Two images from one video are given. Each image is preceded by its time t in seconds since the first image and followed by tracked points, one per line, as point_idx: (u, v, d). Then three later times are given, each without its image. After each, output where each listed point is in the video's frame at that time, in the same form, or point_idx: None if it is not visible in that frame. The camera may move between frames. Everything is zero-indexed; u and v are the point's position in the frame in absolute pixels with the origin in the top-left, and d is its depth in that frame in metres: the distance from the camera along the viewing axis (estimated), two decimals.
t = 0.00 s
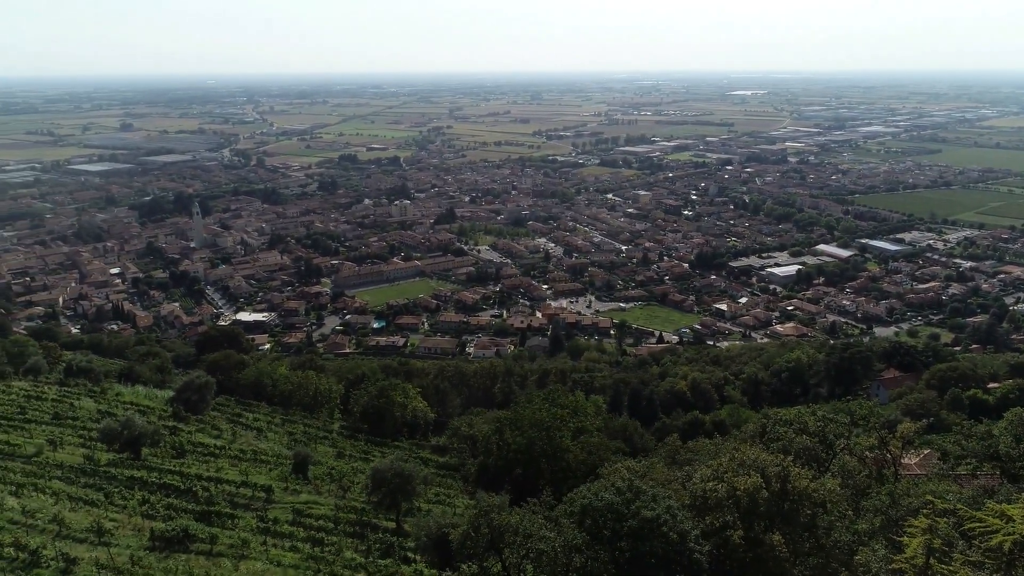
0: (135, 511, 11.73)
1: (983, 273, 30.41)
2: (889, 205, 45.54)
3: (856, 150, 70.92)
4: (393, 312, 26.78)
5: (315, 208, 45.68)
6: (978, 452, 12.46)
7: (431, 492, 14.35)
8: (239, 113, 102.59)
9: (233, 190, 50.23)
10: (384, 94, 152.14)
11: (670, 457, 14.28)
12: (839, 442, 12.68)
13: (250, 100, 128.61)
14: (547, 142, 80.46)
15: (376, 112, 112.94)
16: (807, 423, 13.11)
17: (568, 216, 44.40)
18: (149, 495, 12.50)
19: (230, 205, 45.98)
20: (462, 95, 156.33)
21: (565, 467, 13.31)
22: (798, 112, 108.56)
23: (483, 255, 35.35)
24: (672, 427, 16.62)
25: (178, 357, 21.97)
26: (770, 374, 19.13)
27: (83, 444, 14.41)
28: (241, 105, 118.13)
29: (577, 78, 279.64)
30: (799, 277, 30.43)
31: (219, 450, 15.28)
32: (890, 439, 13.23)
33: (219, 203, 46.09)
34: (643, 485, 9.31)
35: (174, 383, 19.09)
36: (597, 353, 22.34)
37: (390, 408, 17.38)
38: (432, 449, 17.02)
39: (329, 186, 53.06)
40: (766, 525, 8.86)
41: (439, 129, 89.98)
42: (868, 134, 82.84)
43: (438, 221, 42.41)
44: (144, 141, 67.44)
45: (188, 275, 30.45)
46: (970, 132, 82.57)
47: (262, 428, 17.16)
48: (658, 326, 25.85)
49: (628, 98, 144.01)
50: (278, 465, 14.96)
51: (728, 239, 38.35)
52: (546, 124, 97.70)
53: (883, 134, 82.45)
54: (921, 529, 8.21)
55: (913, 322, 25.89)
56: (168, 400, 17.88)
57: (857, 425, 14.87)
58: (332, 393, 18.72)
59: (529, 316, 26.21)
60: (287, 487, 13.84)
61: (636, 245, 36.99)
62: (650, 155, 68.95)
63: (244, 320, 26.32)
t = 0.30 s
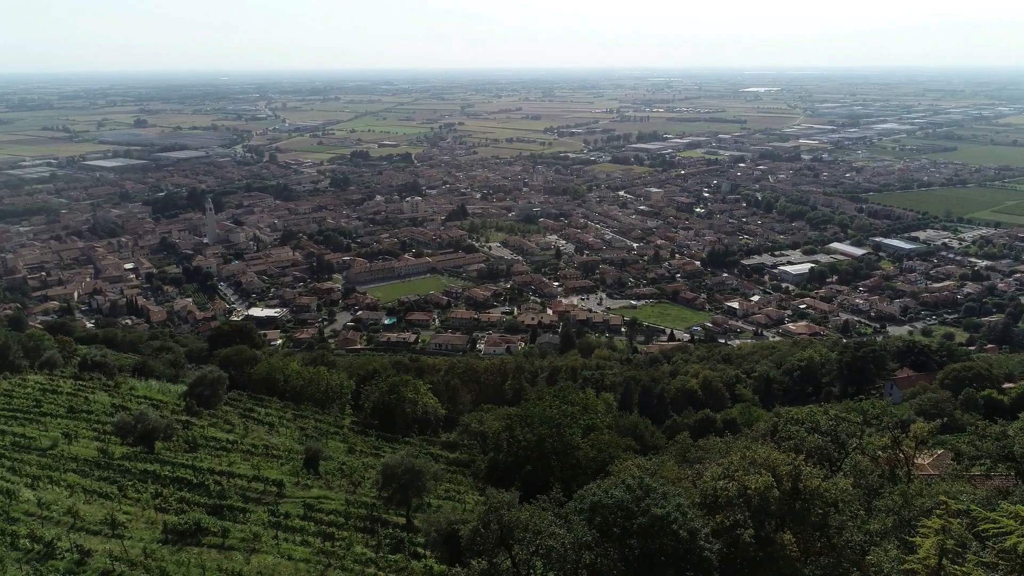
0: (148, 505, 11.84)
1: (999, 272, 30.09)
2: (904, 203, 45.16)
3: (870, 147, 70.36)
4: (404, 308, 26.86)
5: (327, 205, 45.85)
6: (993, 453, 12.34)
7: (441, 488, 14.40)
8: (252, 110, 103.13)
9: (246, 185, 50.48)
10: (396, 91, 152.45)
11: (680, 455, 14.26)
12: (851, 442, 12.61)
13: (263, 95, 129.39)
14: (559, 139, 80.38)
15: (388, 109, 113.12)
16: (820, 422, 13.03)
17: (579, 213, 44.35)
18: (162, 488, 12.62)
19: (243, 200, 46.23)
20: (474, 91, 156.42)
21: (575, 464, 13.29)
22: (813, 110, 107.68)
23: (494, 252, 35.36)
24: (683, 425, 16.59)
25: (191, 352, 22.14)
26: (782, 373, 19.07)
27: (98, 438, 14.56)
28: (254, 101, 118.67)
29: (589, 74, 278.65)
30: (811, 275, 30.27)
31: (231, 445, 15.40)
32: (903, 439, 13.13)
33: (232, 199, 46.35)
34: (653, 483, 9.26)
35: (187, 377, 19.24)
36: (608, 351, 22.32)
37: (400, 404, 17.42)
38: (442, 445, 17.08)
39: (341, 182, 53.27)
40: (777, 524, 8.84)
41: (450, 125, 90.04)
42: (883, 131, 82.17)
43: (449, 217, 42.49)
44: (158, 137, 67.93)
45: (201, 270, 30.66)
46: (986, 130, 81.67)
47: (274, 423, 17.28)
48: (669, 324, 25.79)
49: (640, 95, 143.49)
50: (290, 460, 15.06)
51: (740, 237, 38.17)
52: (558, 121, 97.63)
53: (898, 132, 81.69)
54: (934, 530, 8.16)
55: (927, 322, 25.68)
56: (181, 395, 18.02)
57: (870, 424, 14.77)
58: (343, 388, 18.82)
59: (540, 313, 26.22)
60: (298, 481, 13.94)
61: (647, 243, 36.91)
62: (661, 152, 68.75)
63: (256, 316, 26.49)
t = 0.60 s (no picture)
0: (160, 500, 11.93)
1: (1014, 273, 29.78)
2: (918, 203, 44.80)
3: (883, 147, 69.81)
4: (414, 306, 26.93)
5: (338, 202, 46.00)
6: (1007, 455, 12.22)
7: (450, 485, 14.43)
8: (265, 108, 103.67)
9: (257, 183, 50.75)
10: (407, 89, 152.78)
11: (690, 455, 14.23)
12: (863, 443, 12.52)
13: (275, 93, 130.07)
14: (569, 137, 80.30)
15: (399, 107, 113.38)
16: (831, 422, 12.93)
17: (590, 212, 44.30)
18: (174, 483, 12.71)
19: (255, 198, 46.49)
20: (485, 89, 156.47)
21: (585, 463, 13.28)
22: (826, 108, 106.97)
23: (504, 251, 35.37)
24: (694, 424, 16.55)
25: (203, 349, 22.30)
26: (793, 373, 19.00)
27: (110, 433, 14.67)
28: (265, 99, 119.36)
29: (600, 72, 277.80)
30: (823, 275, 30.10)
31: (241, 441, 15.49)
32: (916, 441, 13.01)
33: (243, 197, 46.62)
34: (662, 482, 9.21)
35: (199, 374, 19.39)
36: (618, 350, 22.30)
37: (410, 401, 17.46)
38: (452, 443, 17.10)
39: (352, 180, 53.46)
40: (787, 525, 8.79)
41: (460, 124, 90.19)
42: (897, 130, 81.51)
43: (460, 215, 42.54)
44: (171, 135, 68.41)
45: (213, 268, 30.86)
46: (1002, 129, 80.83)
47: (285, 420, 17.36)
48: (679, 323, 25.73)
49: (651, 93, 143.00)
50: (300, 456, 15.12)
51: (751, 236, 38.01)
52: (569, 120, 97.54)
53: (912, 131, 81.05)
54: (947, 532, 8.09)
55: (940, 323, 25.49)
56: (192, 391, 18.15)
57: (881, 425, 14.68)
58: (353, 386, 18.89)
59: (549, 312, 26.23)
60: (308, 478, 13.99)
61: (658, 242, 36.82)
62: (672, 151, 68.55)
63: (267, 313, 26.64)
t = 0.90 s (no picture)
0: (170, 497, 12.02)
1: None
2: (930, 203, 44.47)
3: (895, 147, 69.32)
4: (423, 305, 26.98)
5: (348, 202, 46.11)
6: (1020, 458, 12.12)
7: (459, 484, 14.46)
8: (275, 107, 104.13)
9: (267, 182, 50.96)
10: (416, 88, 153.04)
11: (699, 455, 14.19)
12: (874, 444, 12.44)
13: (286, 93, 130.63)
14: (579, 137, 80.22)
15: (409, 106, 113.57)
16: (841, 423, 12.86)
17: (599, 211, 44.23)
18: (184, 480, 12.80)
19: (265, 197, 46.69)
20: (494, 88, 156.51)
21: (593, 462, 13.26)
22: (837, 108, 106.30)
23: (513, 250, 35.38)
24: (703, 425, 16.51)
25: (213, 347, 22.44)
26: (803, 375, 18.92)
27: (121, 430, 14.78)
28: (276, 98, 119.90)
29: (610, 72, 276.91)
30: (834, 276, 29.95)
31: (251, 439, 15.57)
32: (927, 443, 12.91)
33: (254, 196, 46.83)
34: (671, 482, 9.16)
35: (209, 371, 19.49)
36: (627, 350, 22.27)
37: (419, 400, 17.49)
38: (460, 442, 17.13)
39: (361, 179, 53.60)
40: (796, 526, 8.75)
41: (470, 123, 90.25)
42: (909, 130, 80.92)
43: (469, 214, 42.56)
44: (182, 134, 68.81)
45: (224, 266, 31.01)
46: (1016, 129, 80.09)
47: (294, 418, 17.42)
48: (689, 323, 25.66)
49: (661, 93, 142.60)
50: (309, 454, 15.19)
51: (761, 237, 37.85)
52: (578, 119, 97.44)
53: (924, 131, 80.42)
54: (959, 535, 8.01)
55: (952, 324, 25.31)
56: (202, 389, 18.26)
57: (892, 426, 14.59)
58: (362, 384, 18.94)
59: (558, 311, 26.21)
60: (317, 476, 14.05)
61: (667, 242, 36.73)
62: (682, 151, 68.38)
63: (277, 311, 26.76)
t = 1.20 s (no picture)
0: (179, 494, 12.07)
1: None
2: (940, 204, 44.21)
3: (906, 147, 68.89)
4: (431, 305, 27.02)
5: (357, 201, 46.24)
6: None
7: (466, 483, 14.49)
8: (284, 107, 104.44)
9: (277, 181, 51.17)
10: (425, 88, 153.24)
11: (707, 456, 14.17)
12: (883, 446, 12.35)
13: (296, 92, 131.16)
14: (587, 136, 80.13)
15: (417, 106, 113.77)
16: (851, 424, 12.79)
17: (608, 211, 44.18)
18: (193, 477, 12.87)
19: (274, 196, 46.88)
20: (503, 88, 156.52)
21: (601, 462, 13.25)
22: (847, 108, 105.76)
23: (522, 250, 35.38)
24: (711, 425, 16.47)
25: (222, 345, 22.54)
26: (812, 376, 18.87)
27: (131, 427, 14.87)
28: (285, 98, 120.37)
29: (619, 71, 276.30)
30: (843, 276, 29.81)
31: (259, 436, 15.65)
32: (937, 445, 12.82)
33: (263, 194, 47.04)
34: (679, 482, 9.12)
35: (218, 370, 19.60)
36: (635, 350, 22.24)
37: (427, 399, 17.52)
38: (467, 441, 17.17)
39: (370, 178, 53.73)
40: (804, 528, 8.72)
41: (478, 122, 90.23)
42: (920, 130, 80.45)
43: (478, 214, 42.61)
44: (192, 133, 69.17)
45: (233, 265, 31.16)
46: None
47: (302, 416, 17.50)
48: (697, 323, 25.61)
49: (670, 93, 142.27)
50: (317, 452, 15.26)
51: (770, 237, 37.73)
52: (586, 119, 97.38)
53: (935, 131, 79.85)
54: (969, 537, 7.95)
55: (963, 326, 25.15)
56: (211, 386, 18.35)
57: (902, 428, 14.51)
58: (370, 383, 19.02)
59: (566, 311, 26.21)
60: (325, 474, 14.11)
61: (675, 242, 36.63)
62: (690, 151, 68.24)
63: (286, 310, 26.88)
